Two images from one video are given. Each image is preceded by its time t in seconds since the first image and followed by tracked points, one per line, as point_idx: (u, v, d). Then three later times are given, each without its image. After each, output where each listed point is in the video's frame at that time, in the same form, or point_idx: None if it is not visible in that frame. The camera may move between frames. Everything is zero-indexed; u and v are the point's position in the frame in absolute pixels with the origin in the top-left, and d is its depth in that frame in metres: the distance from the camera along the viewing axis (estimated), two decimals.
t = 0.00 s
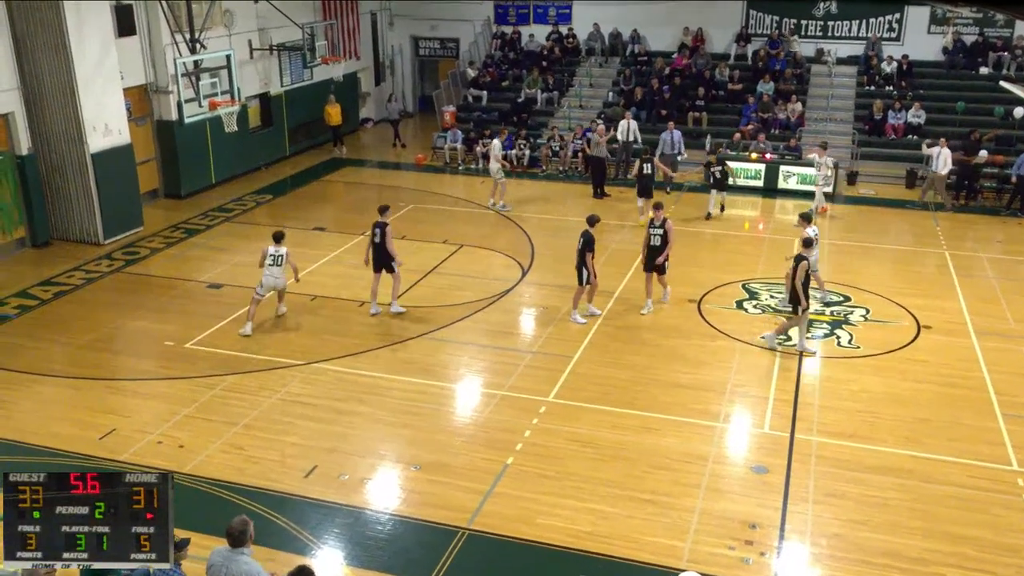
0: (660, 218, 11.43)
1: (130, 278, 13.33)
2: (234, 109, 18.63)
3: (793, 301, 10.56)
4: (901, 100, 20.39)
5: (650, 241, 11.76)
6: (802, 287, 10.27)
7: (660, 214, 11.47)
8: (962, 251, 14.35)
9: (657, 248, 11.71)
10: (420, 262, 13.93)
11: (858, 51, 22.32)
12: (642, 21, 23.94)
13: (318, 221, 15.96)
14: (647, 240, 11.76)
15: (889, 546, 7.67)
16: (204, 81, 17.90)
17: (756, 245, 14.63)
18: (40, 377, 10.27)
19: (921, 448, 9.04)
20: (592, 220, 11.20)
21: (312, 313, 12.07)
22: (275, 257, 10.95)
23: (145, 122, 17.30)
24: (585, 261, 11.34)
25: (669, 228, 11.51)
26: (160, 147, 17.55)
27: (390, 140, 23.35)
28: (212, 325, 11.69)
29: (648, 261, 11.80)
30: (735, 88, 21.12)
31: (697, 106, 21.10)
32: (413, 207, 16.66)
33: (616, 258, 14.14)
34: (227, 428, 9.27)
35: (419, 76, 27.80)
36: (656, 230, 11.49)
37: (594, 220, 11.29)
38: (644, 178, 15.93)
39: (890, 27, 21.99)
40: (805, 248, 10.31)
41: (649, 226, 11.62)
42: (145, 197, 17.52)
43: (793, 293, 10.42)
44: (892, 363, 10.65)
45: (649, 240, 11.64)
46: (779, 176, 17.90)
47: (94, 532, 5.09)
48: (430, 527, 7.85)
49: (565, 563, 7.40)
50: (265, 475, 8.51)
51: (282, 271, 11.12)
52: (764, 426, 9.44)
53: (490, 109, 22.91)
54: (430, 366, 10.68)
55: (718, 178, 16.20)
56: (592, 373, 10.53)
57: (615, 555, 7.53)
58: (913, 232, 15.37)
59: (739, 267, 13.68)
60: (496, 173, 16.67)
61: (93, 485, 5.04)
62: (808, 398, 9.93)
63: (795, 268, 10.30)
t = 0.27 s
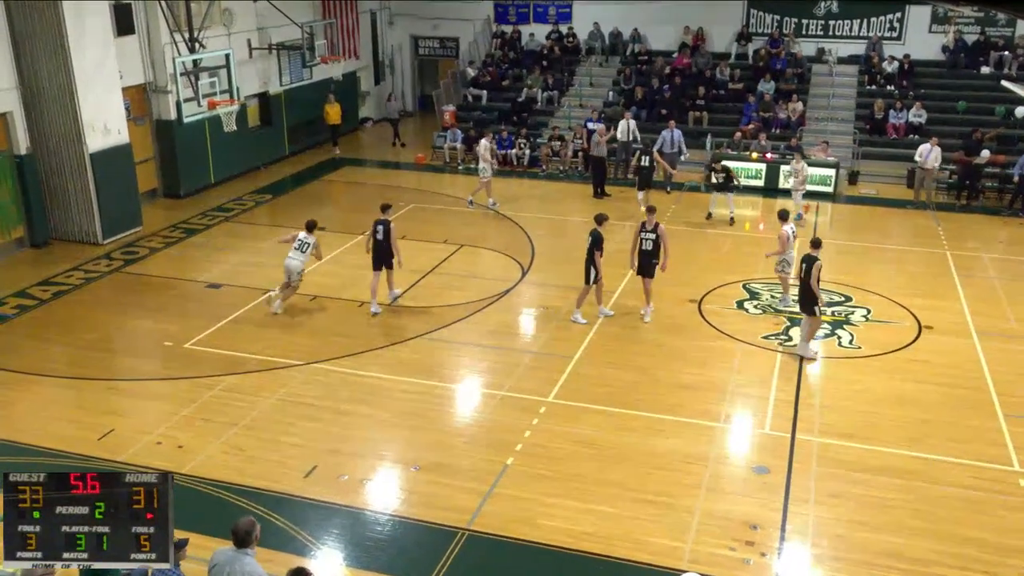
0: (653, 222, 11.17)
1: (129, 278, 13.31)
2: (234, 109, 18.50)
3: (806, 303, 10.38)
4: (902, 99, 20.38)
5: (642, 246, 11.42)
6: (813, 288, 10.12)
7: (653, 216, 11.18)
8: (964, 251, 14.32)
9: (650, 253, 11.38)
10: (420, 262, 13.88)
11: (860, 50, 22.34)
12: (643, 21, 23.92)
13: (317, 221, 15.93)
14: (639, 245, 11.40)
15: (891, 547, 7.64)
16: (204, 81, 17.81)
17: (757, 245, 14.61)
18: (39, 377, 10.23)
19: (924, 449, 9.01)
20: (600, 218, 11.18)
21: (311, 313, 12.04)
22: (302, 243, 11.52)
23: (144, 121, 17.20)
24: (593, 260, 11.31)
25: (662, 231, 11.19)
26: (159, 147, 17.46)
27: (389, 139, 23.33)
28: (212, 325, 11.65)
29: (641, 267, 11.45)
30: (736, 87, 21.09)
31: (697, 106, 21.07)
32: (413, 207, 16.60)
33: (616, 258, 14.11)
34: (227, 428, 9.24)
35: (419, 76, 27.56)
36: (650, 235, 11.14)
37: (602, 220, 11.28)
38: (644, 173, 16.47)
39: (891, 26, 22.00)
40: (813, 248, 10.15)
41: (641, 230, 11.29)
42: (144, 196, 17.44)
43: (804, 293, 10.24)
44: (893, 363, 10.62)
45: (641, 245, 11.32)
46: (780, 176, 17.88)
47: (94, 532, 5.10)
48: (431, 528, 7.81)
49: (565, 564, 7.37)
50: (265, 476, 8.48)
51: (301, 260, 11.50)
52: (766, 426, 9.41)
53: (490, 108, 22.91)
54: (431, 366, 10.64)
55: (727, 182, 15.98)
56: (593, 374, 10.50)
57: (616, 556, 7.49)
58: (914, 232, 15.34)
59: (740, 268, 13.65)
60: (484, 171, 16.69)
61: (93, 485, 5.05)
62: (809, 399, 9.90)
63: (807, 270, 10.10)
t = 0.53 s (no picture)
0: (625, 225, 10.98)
1: (107, 279, 13.19)
2: (211, 107, 18.53)
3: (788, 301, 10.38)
4: (879, 95, 20.52)
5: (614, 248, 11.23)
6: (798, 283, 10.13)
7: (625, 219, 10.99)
8: (940, 246, 14.46)
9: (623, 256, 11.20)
10: (400, 261, 13.85)
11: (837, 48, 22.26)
12: (621, 18, 23.98)
13: (296, 220, 15.86)
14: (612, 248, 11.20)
15: (870, 540, 7.70)
16: (179, 80, 17.81)
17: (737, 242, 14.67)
18: (15, 379, 10.12)
19: (902, 443, 9.08)
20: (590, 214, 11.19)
21: (291, 313, 11.97)
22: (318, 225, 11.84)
23: (120, 121, 17.21)
24: (584, 255, 11.32)
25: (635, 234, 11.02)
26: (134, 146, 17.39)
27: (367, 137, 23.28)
28: (190, 325, 11.58)
29: (614, 271, 11.27)
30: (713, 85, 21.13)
31: (675, 103, 21.12)
32: (393, 206, 16.57)
33: (596, 256, 14.12)
34: (207, 429, 9.18)
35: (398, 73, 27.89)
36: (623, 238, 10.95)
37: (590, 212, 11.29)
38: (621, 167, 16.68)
39: (867, 23, 22.08)
40: (795, 244, 10.14)
41: (613, 233, 11.07)
42: (120, 196, 17.39)
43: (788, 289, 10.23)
44: (871, 358, 10.70)
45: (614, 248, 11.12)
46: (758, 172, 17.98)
47: (94, 532, 5.15)
48: (412, 527, 7.79)
49: (547, 561, 7.38)
50: (245, 476, 8.43)
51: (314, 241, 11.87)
52: (745, 422, 9.46)
53: (469, 106, 22.86)
54: (411, 365, 10.61)
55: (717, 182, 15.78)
56: (574, 371, 10.51)
57: (598, 552, 7.51)
58: (890, 227, 15.46)
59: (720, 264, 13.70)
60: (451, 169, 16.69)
61: (92, 485, 5.09)
62: (789, 394, 9.95)
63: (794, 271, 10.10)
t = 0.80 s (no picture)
0: (564, 225, 10.87)
1: (47, 282, 12.86)
2: (149, 105, 18.22)
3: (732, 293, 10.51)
4: (818, 87, 20.91)
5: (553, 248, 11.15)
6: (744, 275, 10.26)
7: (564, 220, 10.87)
8: (880, 235, 14.78)
9: (563, 255, 11.16)
10: (346, 259, 13.73)
11: (776, 40, 22.72)
12: (565, 13, 24.18)
13: (240, 219, 15.64)
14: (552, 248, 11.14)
15: (818, 524, 7.85)
16: (116, 78, 17.49)
17: (684, 234, 14.84)
18: None
19: (846, 427, 9.26)
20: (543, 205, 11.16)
21: (237, 313, 11.80)
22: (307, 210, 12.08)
23: (55, 120, 16.80)
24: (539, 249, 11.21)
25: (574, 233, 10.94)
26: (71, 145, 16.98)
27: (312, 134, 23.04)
28: (133, 328, 11.35)
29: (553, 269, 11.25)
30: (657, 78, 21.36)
31: (620, 96, 21.27)
32: (339, 202, 16.39)
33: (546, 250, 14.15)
34: (153, 433, 9.01)
35: (341, 69, 27.66)
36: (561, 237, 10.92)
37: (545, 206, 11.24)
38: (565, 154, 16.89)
39: (805, 16, 22.44)
40: (742, 236, 10.28)
41: (552, 232, 11.01)
42: (57, 197, 16.97)
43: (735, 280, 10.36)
44: (816, 345, 10.89)
45: (554, 247, 11.08)
46: (703, 165, 18.20)
47: (94, 532, 5.24)
48: (365, 526, 7.74)
49: (501, 555, 7.40)
50: (194, 480, 8.30)
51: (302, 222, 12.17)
52: (695, 411, 9.57)
53: (414, 101, 22.73)
54: (361, 363, 10.54)
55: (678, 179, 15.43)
56: (525, 365, 10.52)
57: (552, 545, 7.54)
58: (832, 217, 15.77)
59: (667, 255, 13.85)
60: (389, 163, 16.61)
61: (93, 485, 5.19)
62: (736, 383, 10.08)
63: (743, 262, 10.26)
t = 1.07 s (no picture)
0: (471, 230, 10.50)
1: None
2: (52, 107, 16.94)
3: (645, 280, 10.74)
4: (725, 79, 21.47)
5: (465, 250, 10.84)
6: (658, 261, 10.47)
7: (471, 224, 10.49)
8: (789, 221, 15.29)
9: (473, 256, 10.88)
10: (264, 259, 13.57)
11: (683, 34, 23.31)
12: (477, 8, 24.39)
13: (153, 222, 15.29)
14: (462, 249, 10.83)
15: (736, 503, 8.09)
16: (16, 78, 16.26)
17: (603, 225, 15.10)
18: None
19: (760, 408, 9.57)
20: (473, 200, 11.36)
21: (153, 318, 11.54)
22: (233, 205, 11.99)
23: None
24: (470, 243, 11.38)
25: (483, 236, 10.59)
26: None
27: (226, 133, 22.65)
28: (41, 337, 10.97)
29: (464, 272, 10.96)
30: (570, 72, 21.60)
31: (534, 91, 21.40)
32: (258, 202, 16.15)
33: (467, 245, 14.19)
34: (67, 444, 8.76)
35: (252, 66, 27.61)
36: (471, 239, 10.58)
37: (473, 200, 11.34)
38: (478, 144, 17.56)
39: (711, 10, 23.15)
40: (654, 224, 10.48)
41: (462, 234, 10.69)
42: None
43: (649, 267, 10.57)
44: (731, 330, 11.21)
45: (463, 249, 10.79)
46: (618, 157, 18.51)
47: (95, 532, 4.85)
48: (292, 528, 7.68)
49: (432, 549, 7.43)
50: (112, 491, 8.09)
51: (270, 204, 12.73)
52: (617, 398, 9.76)
53: (328, 99, 22.52)
54: (282, 364, 10.43)
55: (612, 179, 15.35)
56: (448, 360, 10.57)
57: (481, 537, 7.60)
58: (743, 204, 16.26)
59: (587, 247, 14.07)
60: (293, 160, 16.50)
61: (93, 484, 4.80)
62: (656, 370, 10.31)
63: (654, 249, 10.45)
